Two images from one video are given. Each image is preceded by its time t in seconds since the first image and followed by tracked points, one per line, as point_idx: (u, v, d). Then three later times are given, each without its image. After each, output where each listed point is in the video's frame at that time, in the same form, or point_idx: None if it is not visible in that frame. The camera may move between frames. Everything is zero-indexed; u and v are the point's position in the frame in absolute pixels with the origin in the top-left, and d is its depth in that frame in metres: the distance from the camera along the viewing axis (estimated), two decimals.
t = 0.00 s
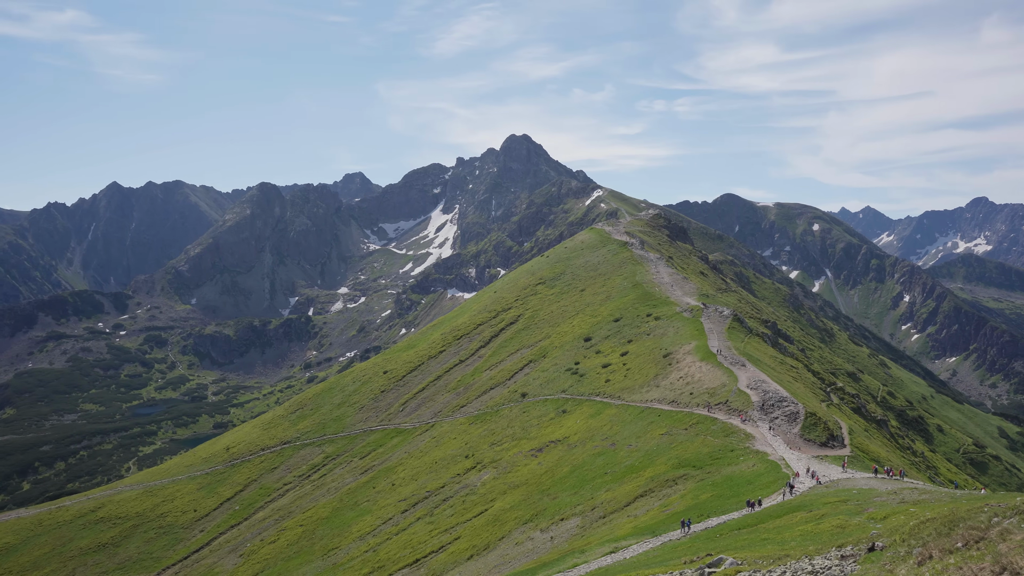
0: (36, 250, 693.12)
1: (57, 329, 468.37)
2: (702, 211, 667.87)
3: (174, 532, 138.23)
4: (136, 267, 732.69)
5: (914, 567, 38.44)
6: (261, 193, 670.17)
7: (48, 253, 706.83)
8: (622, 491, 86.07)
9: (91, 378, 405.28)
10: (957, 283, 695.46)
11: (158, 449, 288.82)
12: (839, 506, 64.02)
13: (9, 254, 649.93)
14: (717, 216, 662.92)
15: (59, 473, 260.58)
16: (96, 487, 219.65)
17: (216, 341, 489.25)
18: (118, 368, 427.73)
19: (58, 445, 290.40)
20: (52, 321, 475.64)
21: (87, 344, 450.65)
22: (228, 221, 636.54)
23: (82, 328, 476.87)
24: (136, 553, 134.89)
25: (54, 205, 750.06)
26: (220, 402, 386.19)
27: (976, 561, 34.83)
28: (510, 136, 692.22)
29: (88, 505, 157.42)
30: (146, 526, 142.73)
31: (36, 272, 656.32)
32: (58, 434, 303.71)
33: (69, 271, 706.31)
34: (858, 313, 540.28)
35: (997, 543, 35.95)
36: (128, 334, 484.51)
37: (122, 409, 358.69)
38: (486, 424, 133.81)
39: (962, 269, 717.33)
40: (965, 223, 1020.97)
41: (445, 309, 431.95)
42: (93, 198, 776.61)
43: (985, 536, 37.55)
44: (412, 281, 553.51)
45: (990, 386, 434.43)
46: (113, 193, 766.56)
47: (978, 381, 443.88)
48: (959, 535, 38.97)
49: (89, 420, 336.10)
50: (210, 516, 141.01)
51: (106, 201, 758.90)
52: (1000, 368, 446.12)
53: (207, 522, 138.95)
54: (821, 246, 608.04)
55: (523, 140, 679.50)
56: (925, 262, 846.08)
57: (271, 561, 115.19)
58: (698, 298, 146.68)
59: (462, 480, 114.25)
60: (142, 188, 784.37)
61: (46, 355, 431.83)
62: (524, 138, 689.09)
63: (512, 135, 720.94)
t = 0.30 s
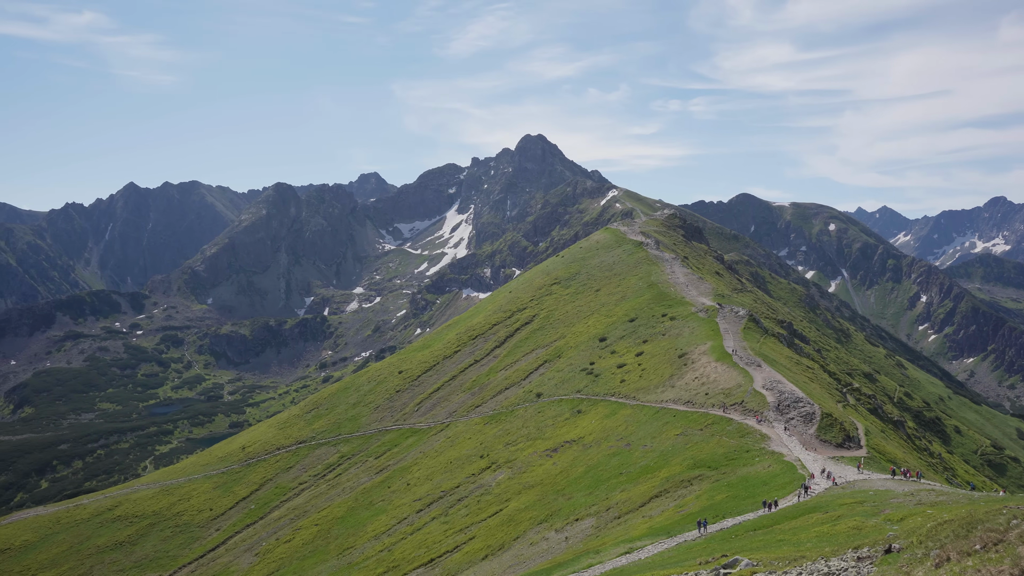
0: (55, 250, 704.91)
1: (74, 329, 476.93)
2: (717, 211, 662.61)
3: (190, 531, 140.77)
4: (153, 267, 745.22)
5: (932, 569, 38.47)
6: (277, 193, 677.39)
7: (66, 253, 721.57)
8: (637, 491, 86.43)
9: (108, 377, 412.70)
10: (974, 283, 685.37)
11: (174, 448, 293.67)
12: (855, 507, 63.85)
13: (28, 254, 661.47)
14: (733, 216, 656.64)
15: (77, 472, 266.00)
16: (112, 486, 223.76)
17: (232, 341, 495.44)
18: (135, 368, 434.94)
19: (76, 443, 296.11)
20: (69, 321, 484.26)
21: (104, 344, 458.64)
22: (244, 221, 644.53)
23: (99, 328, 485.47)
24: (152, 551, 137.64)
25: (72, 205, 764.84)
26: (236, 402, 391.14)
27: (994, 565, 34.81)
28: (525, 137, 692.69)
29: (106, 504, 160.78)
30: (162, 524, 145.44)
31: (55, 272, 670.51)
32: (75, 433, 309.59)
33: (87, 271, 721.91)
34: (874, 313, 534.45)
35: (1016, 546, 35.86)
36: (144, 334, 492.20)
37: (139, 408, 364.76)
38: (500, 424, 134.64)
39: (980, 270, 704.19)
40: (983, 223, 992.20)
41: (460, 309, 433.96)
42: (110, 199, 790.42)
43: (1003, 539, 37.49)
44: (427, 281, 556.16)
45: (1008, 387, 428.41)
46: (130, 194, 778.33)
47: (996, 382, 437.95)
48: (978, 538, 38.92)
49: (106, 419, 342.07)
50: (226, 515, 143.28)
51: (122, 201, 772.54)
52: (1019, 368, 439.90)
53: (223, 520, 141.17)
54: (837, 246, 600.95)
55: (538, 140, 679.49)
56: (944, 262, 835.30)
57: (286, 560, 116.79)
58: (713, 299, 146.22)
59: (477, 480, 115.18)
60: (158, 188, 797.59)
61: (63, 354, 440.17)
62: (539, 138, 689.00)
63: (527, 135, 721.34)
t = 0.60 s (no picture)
0: (74, 251, 716.69)
1: (93, 328, 485.61)
2: (733, 211, 655.98)
3: (207, 530, 143.28)
4: (170, 267, 756.53)
5: (950, 571, 38.54)
6: (293, 193, 684.73)
7: (85, 253, 735.43)
8: (653, 492, 86.79)
9: (126, 376, 420.45)
10: (994, 283, 673.99)
11: (191, 448, 298.67)
12: (872, 509, 63.78)
13: (48, 254, 672.49)
14: (749, 216, 649.06)
15: (95, 470, 271.48)
16: (128, 485, 228.00)
17: (249, 341, 501.53)
18: (152, 367, 442.24)
19: (94, 442, 302.23)
20: (88, 320, 493.29)
21: (121, 343, 466.68)
22: (261, 222, 652.78)
23: (116, 327, 494.07)
24: (169, 550, 140.04)
25: (90, 207, 779.31)
26: (252, 402, 396.19)
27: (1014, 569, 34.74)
28: (540, 137, 693.21)
29: (123, 502, 164.08)
30: (179, 523, 148.17)
31: (74, 272, 683.14)
32: (93, 432, 315.76)
33: (105, 271, 735.27)
34: (891, 314, 527.96)
35: None
36: (161, 334, 500.06)
37: (156, 408, 371.29)
38: (516, 424, 135.59)
39: (999, 270, 690.99)
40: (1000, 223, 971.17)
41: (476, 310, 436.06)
42: (128, 200, 804.01)
43: (1023, 541, 37.56)
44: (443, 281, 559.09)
45: None
46: (147, 195, 790.27)
47: (1015, 384, 433.15)
48: (997, 540, 38.92)
49: (123, 418, 348.42)
50: (242, 514, 145.48)
51: (139, 202, 785.52)
52: None
53: (239, 520, 143.39)
54: (854, 246, 592.82)
55: (554, 140, 679.42)
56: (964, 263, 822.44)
57: (302, 559, 118.55)
58: (730, 299, 145.63)
59: (493, 480, 116.13)
60: (174, 189, 810.50)
61: (82, 354, 448.83)
62: (555, 138, 688.95)
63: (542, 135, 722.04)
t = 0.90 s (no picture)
0: (92, 251, 728.99)
1: (110, 328, 494.14)
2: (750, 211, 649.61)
3: (223, 529, 145.52)
4: (187, 267, 768.05)
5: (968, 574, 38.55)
6: (309, 193, 691.65)
7: (103, 253, 748.91)
8: (668, 493, 86.92)
9: (143, 375, 427.97)
10: (1013, 285, 660.53)
11: (207, 447, 303.25)
12: (889, 511, 63.55)
13: (66, 254, 685.91)
14: (764, 216, 640.65)
15: (113, 469, 276.64)
16: (144, 484, 232.03)
17: (265, 341, 507.42)
18: (169, 367, 449.54)
19: (112, 440, 307.96)
20: (105, 320, 501.71)
21: (139, 343, 474.59)
22: (277, 222, 660.44)
23: (134, 327, 502.30)
24: (186, 548, 142.19)
25: (109, 207, 793.23)
26: (268, 401, 401.21)
27: None
28: (556, 137, 693.20)
29: (139, 501, 166.86)
30: (196, 521, 150.61)
31: (91, 272, 694.86)
32: (111, 431, 321.77)
33: (123, 271, 748.02)
34: (908, 315, 521.24)
35: None
36: (178, 334, 507.62)
37: (172, 407, 377.37)
38: (532, 424, 136.30)
39: (1019, 271, 677.11)
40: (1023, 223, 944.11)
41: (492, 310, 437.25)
42: (145, 200, 817.04)
43: None
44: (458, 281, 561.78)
45: None
46: (165, 196, 802.61)
47: None
48: (1017, 544, 38.77)
49: (140, 418, 354.80)
50: (258, 513, 147.53)
51: (157, 202, 798.02)
52: None
53: (255, 519, 145.40)
54: (871, 247, 587.10)
55: (570, 140, 679.43)
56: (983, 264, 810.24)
57: (317, 558, 120.24)
58: (745, 299, 145.16)
59: (508, 480, 117.02)
60: (192, 189, 823.16)
61: (100, 353, 456.92)
62: (571, 138, 688.70)
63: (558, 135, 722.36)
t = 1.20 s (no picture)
0: (110, 251, 742.12)
1: (128, 328, 502.48)
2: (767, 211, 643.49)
3: (240, 527, 147.60)
4: (204, 267, 779.24)
5: None
6: (326, 194, 698.19)
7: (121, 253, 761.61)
8: (684, 494, 87.10)
9: (160, 375, 435.24)
10: None
11: (224, 446, 307.83)
12: (908, 513, 63.23)
13: (85, 254, 697.47)
14: (781, 216, 634.38)
15: (130, 468, 281.93)
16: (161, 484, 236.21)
17: (281, 341, 513.07)
18: (186, 366, 456.86)
19: (130, 439, 314.00)
20: (123, 319, 509.96)
21: (156, 343, 482.54)
22: (294, 222, 667.78)
23: (151, 326, 509.92)
24: (203, 547, 144.30)
25: (127, 207, 806.93)
26: (285, 401, 406.29)
27: None
28: (572, 137, 692.32)
29: (157, 500, 169.81)
30: (212, 520, 152.73)
31: (109, 273, 706.12)
32: (129, 430, 328.01)
33: (141, 271, 760.14)
34: (926, 315, 513.77)
35: None
36: (196, 334, 515.20)
37: (190, 406, 383.53)
38: (547, 424, 136.92)
39: None
40: None
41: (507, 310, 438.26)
42: (163, 201, 830.25)
43: None
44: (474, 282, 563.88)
45: None
46: (182, 196, 814.68)
47: None
48: None
49: (158, 417, 361.07)
50: (275, 512, 149.67)
51: (174, 203, 810.61)
52: None
53: (271, 518, 147.43)
54: (889, 247, 580.61)
55: (586, 140, 678.58)
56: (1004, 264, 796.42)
57: (333, 558, 121.50)
58: (762, 300, 144.50)
59: (524, 481, 117.82)
60: (210, 190, 835.92)
61: (118, 352, 465.12)
62: (587, 138, 687.82)
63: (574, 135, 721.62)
